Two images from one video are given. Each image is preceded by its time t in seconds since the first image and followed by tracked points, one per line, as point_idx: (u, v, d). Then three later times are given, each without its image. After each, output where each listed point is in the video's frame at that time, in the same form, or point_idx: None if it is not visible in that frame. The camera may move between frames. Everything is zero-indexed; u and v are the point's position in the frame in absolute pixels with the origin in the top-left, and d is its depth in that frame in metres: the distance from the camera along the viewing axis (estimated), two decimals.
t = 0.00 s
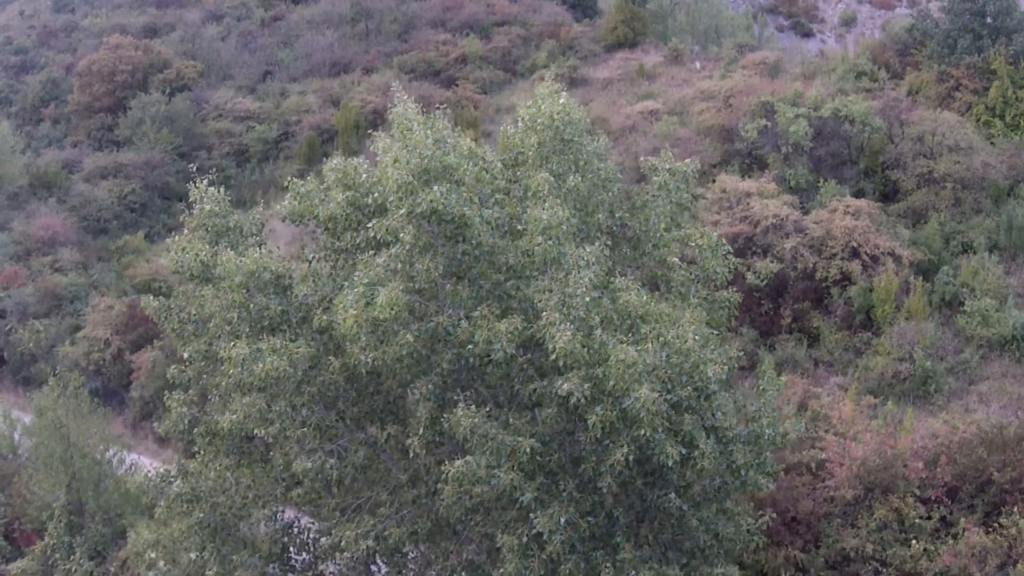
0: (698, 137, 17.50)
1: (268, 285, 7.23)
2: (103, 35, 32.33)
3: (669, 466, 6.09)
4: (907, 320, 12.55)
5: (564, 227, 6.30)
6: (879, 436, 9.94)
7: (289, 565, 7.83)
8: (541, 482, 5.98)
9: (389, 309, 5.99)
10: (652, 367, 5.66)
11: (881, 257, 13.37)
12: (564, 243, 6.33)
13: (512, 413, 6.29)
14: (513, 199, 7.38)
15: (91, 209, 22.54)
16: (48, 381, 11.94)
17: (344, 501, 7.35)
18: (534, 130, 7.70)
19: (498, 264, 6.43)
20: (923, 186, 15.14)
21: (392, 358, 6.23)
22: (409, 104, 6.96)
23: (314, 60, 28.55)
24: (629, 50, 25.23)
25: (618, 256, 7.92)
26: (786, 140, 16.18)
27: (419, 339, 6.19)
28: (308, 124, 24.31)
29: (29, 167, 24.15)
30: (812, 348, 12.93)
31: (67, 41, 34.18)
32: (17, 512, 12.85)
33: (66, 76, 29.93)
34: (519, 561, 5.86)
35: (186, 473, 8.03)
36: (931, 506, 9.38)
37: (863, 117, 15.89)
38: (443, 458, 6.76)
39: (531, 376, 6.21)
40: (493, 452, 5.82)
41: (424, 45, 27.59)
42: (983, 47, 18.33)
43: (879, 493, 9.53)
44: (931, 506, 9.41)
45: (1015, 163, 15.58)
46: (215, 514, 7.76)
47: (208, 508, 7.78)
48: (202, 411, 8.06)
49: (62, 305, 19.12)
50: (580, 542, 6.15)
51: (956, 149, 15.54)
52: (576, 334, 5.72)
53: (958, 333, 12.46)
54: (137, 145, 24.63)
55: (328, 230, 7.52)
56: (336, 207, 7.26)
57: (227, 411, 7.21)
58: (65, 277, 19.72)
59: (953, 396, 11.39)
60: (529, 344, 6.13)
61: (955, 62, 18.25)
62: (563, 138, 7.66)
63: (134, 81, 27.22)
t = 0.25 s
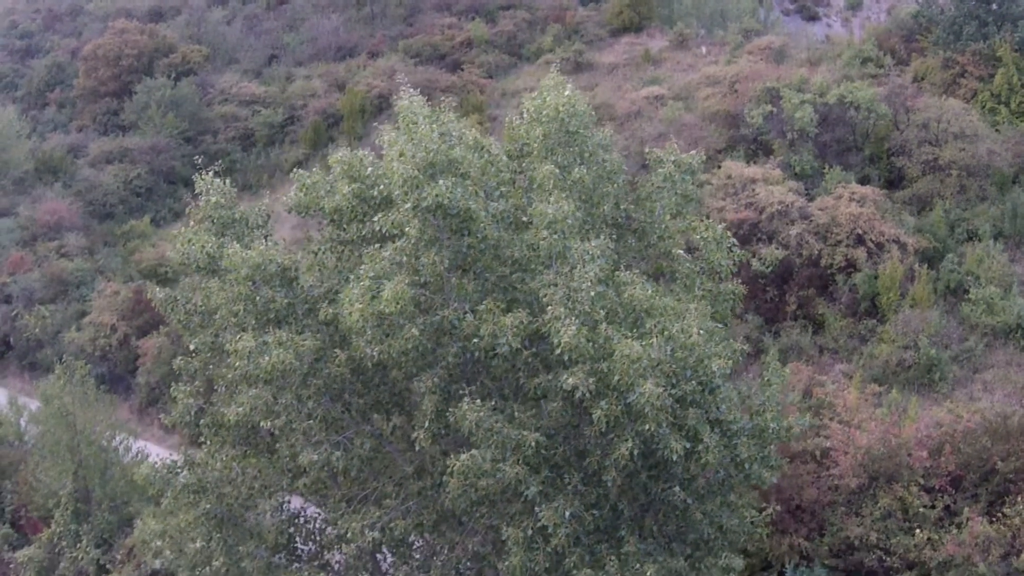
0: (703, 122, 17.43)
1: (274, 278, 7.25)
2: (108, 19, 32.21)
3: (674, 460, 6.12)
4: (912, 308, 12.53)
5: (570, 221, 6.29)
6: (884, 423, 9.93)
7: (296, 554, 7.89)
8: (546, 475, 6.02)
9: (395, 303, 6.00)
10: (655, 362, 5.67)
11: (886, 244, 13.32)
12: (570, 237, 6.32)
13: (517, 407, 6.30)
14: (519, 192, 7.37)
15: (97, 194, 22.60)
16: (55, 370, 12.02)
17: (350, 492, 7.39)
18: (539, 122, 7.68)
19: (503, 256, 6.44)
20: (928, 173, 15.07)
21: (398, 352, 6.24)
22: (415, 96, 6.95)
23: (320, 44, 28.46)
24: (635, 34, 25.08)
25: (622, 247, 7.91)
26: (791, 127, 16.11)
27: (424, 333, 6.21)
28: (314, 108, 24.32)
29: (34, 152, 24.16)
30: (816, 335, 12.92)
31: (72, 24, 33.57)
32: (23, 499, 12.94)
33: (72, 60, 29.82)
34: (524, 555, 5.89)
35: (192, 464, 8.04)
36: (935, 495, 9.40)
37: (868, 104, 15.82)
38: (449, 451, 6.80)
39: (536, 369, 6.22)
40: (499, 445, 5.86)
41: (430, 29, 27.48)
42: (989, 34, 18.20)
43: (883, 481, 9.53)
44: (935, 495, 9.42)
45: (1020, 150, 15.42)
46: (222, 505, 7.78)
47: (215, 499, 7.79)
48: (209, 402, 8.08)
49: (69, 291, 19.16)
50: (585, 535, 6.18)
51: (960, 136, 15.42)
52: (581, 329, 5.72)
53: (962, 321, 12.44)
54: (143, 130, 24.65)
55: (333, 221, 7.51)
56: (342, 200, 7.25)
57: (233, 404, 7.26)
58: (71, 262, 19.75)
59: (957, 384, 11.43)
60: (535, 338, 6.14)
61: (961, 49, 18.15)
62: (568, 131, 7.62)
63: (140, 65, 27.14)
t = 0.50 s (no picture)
0: (712, 110, 17.34)
1: (283, 272, 7.28)
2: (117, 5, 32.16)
3: (682, 456, 6.13)
4: (920, 299, 12.50)
5: (578, 217, 6.28)
6: (892, 414, 9.93)
7: (306, 545, 7.90)
8: (554, 470, 6.04)
9: (404, 298, 6.03)
10: (663, 358, 5.68)
11: (894, 235, 13.28)
12: (578, 233, 6.32)
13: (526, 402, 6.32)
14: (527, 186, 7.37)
15: (106, 180, 22.66)
16: (65, 359, 12.07)
17: (359, 484, 7.42)
18: (548, 116, 7.68)
19: (512, 251, 6.45)
20: (937, 163, 15.00)
21: (407, 347, 6.27)
22: (424, 90, 6.95)
23: (329, 30, 28.42)
24: (644, 21, 24.95)
25: (631, 241, 7.90)
26: (801, 115, 16.03)
27: (433, 329, 6.23)
28: (323, 94, 24.32)
29: (44, 139, 24.22)
30: (825, 325, 12.90)
31: (80, 11, 33.24)
32: (33, 488, 13.02)
33: (81, 46, 29.81)
34: (532, 550, 5.93)
35: (202, 456, 8.09)
36: (942, 487, 9.40)
37: (877, 93, 15.72)
38: (457, 445, 6.84)
39: (545, 364, 6.24)
40: (508, 441, 5.89)
41: (439, 14, 27.38)
42: (998, 23, 18.02)
43: (890, 473, 9.54)
44: (943, 486, 9.42)
45: None
46: (232, 497, 7.83)
47: (224, 491, 7.84)
48: (218, 394, 8.12)
49: (78, 278, 19.24)
50: (593, 530, 6.20)
51: (969, 126, 15.37)
52: (590, 325, 5.74)
53: (969, 311, 12.42)
54: (152, 116, 24.71)
55: (342, 215, 7.49)
56: (351, 194, 7.25)
57: (243, 398, 7.31)
58: (80, 249, 19.82)
59: (965, 374, 11.43)
60: (543, 334, 6.16)
61: (970, 38, 18.08)
62: (578, 125, 7.62)
63: (149, 52, 27.15)
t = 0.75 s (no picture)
0: (721, 96, 17.25)
1: (293, 266, 7.32)
2: None
3: (689, 451, 6.16)
4: (927, 288, 12.48)
5: (588, 212, 6.28)
6: (899, 405, 9.93)
7: (314, 537, 7.95)
8: (562, 465, 6.08)
9: (413, 294, 6.04)
10: (671, 354, 5.70)
11: (903, 223, 13.24)
12: (587, 228, 6.32)
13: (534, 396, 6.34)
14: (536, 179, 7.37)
15: (115, 165, 22.70)
16: (75, 348, 12.14)
17: (367, 476, 7.46)
18: (557, 109, 7.67)
19: (521, 246, 6.46)
20: (946, 151, 14.92)
21: (417, 343, 6.29)
22: (433, 85, 6.99)
23: (338, 15, 28.36)
24: (653, 5, 24.80)
25: (640, 234, 7.89)
26: (810, 102, 15.94)
27: (443, 324, 6.25)
28: (332, 79, 24.36)
29: (52, 123, 24.24)
30: (832, 313, 12.87)
31: None
32: (43, 475, 13.10)
33: (90, 30, 29.77)
34: (540, 544, 5.98)
35: (212, 448, 8.19)
36: (949, 477, 9.41)
37: (886, 81, 15.62)
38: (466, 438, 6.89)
39: (554, 359, 6.26)
40: (516, 437, 5.93)
41: None
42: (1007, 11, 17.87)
43: (897, 463, 9.55)
44: (950, 477, 9.43)
45: None
46: (241, 489, 7.99)
47: (235, 483, 8.00)
48: (229, 386, 8.18)
49: (87, 264, 19.31)
50: (600, 524, 6.24)
51: (978, 114, 15.30)
52: (598, 321, 5.76)
53: (977, 300, 12.39)
54: (160, 101, 24.73)
55: (352, 207, 7.47)
56: (362, 188, 7.24)
57: (253, 391, 7.37)
58: (89, 235, 19.87)
59: (972, 363, 11.42)
60: (552, 329, 6.18)
61: (978, 26, 17.89)
62: (587, 118, 7.60)
63: (157, 36, 27.12)
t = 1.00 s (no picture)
0: (724, 85, 17.21)
1: (297, 261, 7.35)
2: None
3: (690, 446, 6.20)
4: (929, 278, 12.48)
5: (591, 209, 6.29)
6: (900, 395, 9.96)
7: (318, 529, 8.00)
8: (564, 461, 6.12)
9: (417, 291, 6.06)
10: (673, 351, 5.72)
11: (904, 213, 13.23)
12: (590, 225, 6.34)
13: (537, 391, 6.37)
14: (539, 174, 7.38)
15: (117, 152, 22.69)
16: (78, 338, 12.18)
17: (370, 469, 7.49)
18: (560, 104, 7.67)
19: (524, 242, 6.49)
20: (948, 140, 14.90)
21: (420, 339, 6.32)
22: (436, 80, 7.03)
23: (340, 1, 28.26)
24: None
25: (642, 228, 7.89)
26: (812, 92, 15.90)
27: (446, 320, 6.28)
28: (336, 65, 24.33)
29: (55, 110, 24.23)
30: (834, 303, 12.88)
31: None
32: (46, 465, 13.18)
33: (92, 17, 29.70)
34: (542, 538, 6.03)
35: (217, 441, 8.25)
36: (949, 468, 9.44)
37: (888, 70, 15.55)
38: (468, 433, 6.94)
39: (557, 356, 6.28)
40: (519, 433, 5.97)
41: None
42: None
43: (898, 453, 9.59)
44: (950, 468, 9.46)
45: None
46: (245, 482, 8.04)
47: (239, 476, 8.07)
48: (233, 379, 8.23)
49: (89, 252, 19.34)
50: (602, 519, 6.27)
51: (979, 104, 15.23)
52: (601, 318, 5.78)
53: (978, 290, 12.40)
54: (163, 88, 24.72)
55: (356, 202, 7.47)
56: (365, 183, 7.23)
57: (257, 386, 7.41)
58: (92, 223, 19.88)
59: (974, 354, 11.44)
60: (554, 325, 6.20)
61: (980, 14, 17.74)
62: (590, 113, 7.60)
63: (160, 23, 27.07)
